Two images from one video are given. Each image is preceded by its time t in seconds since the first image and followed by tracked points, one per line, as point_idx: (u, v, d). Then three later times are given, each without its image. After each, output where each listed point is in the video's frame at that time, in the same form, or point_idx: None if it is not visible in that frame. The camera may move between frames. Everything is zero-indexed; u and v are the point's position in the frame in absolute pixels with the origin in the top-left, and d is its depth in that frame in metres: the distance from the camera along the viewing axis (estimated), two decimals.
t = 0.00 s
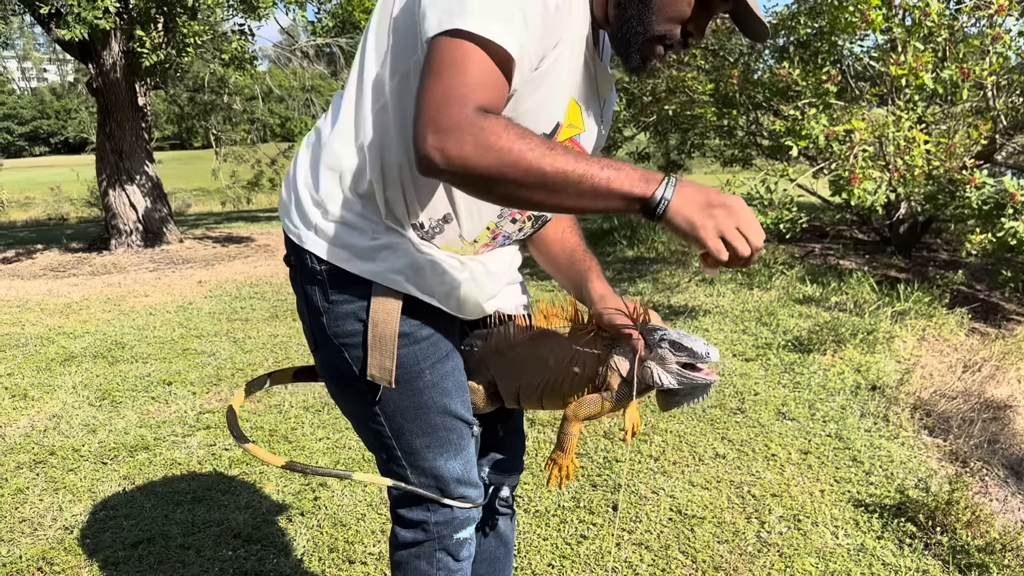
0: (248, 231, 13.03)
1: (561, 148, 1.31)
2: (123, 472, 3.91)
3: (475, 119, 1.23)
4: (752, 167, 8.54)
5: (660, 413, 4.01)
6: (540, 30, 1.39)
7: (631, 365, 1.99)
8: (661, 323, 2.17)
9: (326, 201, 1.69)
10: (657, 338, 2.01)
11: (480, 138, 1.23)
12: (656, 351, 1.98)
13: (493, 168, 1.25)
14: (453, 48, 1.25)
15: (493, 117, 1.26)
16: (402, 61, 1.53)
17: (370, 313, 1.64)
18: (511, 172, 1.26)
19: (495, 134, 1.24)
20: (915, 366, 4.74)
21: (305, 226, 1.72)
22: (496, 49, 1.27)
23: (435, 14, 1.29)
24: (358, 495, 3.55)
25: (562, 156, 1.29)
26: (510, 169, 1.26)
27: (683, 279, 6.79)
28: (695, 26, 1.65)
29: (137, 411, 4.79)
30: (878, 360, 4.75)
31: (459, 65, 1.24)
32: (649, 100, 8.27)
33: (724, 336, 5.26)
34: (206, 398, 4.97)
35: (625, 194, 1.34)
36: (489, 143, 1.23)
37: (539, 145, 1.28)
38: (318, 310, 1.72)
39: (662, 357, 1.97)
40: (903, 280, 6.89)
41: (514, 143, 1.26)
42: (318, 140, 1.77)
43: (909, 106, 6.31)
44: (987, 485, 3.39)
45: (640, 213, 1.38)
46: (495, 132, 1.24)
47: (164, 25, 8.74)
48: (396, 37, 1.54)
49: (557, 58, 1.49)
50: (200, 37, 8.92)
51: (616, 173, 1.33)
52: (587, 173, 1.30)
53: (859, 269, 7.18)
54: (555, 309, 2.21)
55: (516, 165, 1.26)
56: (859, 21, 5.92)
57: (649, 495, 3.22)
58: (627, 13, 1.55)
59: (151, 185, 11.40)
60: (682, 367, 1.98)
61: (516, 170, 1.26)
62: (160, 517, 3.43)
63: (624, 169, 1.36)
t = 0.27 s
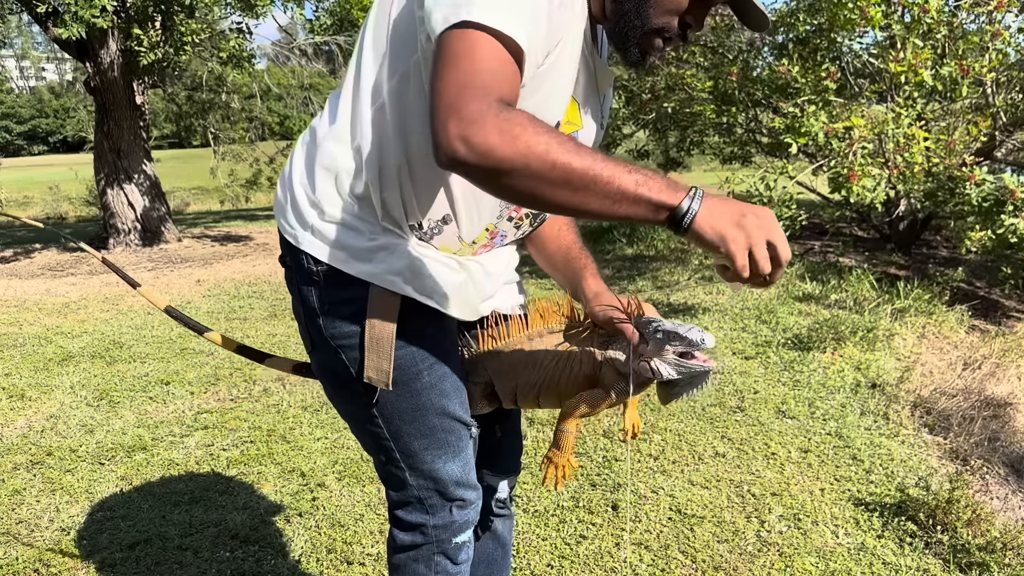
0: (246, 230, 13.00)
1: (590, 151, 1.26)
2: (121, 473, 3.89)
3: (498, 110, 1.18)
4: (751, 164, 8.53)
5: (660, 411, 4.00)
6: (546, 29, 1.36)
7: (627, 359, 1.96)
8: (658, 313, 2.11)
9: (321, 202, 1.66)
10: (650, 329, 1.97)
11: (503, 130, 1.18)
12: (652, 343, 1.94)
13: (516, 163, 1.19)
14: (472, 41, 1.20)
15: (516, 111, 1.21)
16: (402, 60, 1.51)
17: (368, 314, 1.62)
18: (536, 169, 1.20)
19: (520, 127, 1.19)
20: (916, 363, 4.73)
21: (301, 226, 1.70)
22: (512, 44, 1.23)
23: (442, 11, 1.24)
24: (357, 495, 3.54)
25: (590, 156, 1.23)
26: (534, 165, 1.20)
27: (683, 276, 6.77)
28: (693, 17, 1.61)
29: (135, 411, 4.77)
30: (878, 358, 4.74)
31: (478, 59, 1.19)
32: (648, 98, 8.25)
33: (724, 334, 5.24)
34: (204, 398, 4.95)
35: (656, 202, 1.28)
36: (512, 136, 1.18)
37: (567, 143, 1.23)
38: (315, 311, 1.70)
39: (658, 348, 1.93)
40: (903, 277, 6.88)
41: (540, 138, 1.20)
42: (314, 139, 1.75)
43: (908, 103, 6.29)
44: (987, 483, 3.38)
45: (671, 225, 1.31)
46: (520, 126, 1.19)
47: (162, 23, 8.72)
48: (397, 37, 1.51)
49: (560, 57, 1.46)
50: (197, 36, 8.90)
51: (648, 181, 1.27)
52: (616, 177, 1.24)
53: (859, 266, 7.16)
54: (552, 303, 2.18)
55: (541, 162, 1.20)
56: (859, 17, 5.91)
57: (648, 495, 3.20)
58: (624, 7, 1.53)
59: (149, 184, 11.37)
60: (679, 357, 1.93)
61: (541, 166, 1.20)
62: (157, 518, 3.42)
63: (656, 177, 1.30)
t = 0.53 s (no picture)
0: (242, 229, 12.96)
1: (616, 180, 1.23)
2: (115, 474, 3.87)
3: (523, 121, 1.16)
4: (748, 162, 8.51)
5: (656, 411, 3.99)
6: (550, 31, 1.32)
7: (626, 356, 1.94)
8: (655, 311, 2.06)
9: (313, 202, 1.64)
10: (649, 324, 1.91)
11: (528, 142, 1.15)
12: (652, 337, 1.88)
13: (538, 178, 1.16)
14: (498, 48, 1.17)
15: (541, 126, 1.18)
16: (396, 64, 1.47)
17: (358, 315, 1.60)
18: (559, 187, 1.16)
19: (547, 143, 1.17)
20: (912, 362, 4.72)
21: (293, 226, 1.69)
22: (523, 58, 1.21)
23: (443, 24, 1.19)
24: (352, 496, 3.52)
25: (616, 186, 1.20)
26: (557, 183, 1.16)
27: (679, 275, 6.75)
28: (690, 14, 1.56)
29: (130, 411, 4.75)
30: (875, 356, 4.73)
31: (502, 68, 1.17)
32: (644, 96, 8.24)
33: (720, 333, 5.23)
34: (199, 398, 4.93)
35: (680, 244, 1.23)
36: (535, 149, 1.15)
37: (593, 168, 1.20)
38: (306, 312, 1.68)
39: (657, 342, 1.86)
40: (899, 275, 6.86)
41: (565, 157, 1.18)
42: (306, 138, 1.72)
43: (905, 101, 6.28)
44: (985, 482, 3.37)
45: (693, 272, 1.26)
46: (547, 142, 1.17)
47: (157, 21, 8.69)
48: (393, 39, 1.48)
49: (561, 59, 1.43)
50: (192, 34, 8.86)
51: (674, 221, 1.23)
52: (641, 212, 1.20)
53: (855, 264, 7.14)
54: (547, 303, 2.16)
55: (565, 181, 1.16)
56: (855, 15, 5.90)
57: (645, 495, 3.19)
58: (619, 6, 1.51)
59: (145, 182, 11.33)
60: (678, 350, 1.87)
61: (564, 185, 1.17)
62: (151, 520, 3.39)
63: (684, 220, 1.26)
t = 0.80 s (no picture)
0: (236, 226, 12.90)
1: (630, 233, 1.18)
2: (105, 473, 3.84)
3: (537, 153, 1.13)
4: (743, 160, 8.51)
5: (651, 408, 3.97)
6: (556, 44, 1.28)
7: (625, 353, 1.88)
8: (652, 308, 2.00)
9: (304, 198, 1.61)
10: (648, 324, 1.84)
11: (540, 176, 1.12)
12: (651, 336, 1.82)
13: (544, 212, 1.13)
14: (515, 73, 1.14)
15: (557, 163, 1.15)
16: (389, 66, 1.43)
17: (351, 312, 1.58)
18: (565, 228, 1.13)
19: (560, 182, 1.13)
20: (907, 359, 4.71)
21: (284, 221, 1.66)
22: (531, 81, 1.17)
23: (444, 43, 1.17)
24: (344, 495, 3.50)
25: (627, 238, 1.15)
26: (563, 223, 1.13)
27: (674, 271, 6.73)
28: (686, 10, 1.52)
29: (121, 409, 4.72)
30: (869, 354, 4.73)
31: (516, 96, 1.13)
32: (639, 93, 8.22)
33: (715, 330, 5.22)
34: (191, 396, 4.90)
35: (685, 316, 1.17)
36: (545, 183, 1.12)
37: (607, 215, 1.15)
38: (298, 309, 1.65)
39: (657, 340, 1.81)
40: (894, 272, 6.86)
41: (578, 197, 1.13)
42: (297, 134, 1.69)
43: (899, 98, 6.28)
44: (979, 480, 3.37)
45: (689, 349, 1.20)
46: (559, 181, 1.13)
47: (149, 17, 8.63)
48: (387, 42, 1.44)
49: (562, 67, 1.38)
50: (185, 30, 8.80)
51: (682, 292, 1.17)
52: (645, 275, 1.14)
53: (850, 261, 7.14)
54: (542, 302, 2.15)
55: (573, 222, 1.13)
56: (851, 12, 5.89)
57: (640, 493, 3.17)
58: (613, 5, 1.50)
59: (138, 179, 11.27)
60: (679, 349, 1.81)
61: (571, 227, 1.13)
62: (142, 519, 3.37)
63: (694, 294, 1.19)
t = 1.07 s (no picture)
0: (226, 220, 12.79)
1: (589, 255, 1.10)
2: (89, 468, 3.77)
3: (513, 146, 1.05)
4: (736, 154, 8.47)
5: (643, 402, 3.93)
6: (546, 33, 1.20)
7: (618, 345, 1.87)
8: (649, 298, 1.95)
9: (288, 180, 1.55)
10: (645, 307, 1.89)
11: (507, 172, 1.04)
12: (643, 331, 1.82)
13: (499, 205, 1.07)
14: (515, 63, 1.06)
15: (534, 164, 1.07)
16: (374, 45, 1.37)
17: (336, 297, 1.50)
18: (514, 227, 1.06)
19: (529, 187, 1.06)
20: (900, 353, 4.69)
21: (267, 204, 1.59)
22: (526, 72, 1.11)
23: (428, 30, 1.09)
24: (332, 490, 3.44)
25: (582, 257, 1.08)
26: (514, 222, 1.06)
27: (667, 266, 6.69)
28: None
29: (106, 403, 4.64)
30: (863, 348, 4.70)
31: (503, 88, 1.05)
32: (632, 86, 8.17)
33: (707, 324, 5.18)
34: (177, 390, 4.83)
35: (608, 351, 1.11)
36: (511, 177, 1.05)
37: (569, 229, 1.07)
38: (280, 295, 1.57)
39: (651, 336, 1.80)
40: (887, 267, 6.84)
41: (541, 201, 1.06)
42: (280, 115, 1.62)
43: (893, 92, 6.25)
44: (974, 474, 3.34)
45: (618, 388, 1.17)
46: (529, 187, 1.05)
47: (137, 8, 8.52)
48: (371, 22, 1.37)
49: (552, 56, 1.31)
50: (174, 21, 8.69)
51: (616, 329, 1.10)
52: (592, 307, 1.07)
53: (843, 256, 7.12)
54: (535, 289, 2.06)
55: (528, 224, 1.06)
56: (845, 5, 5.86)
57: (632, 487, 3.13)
58: None
59: (127, 172, 11.15)
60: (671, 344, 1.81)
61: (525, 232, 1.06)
62: (125, 515, 3.30)
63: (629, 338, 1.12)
